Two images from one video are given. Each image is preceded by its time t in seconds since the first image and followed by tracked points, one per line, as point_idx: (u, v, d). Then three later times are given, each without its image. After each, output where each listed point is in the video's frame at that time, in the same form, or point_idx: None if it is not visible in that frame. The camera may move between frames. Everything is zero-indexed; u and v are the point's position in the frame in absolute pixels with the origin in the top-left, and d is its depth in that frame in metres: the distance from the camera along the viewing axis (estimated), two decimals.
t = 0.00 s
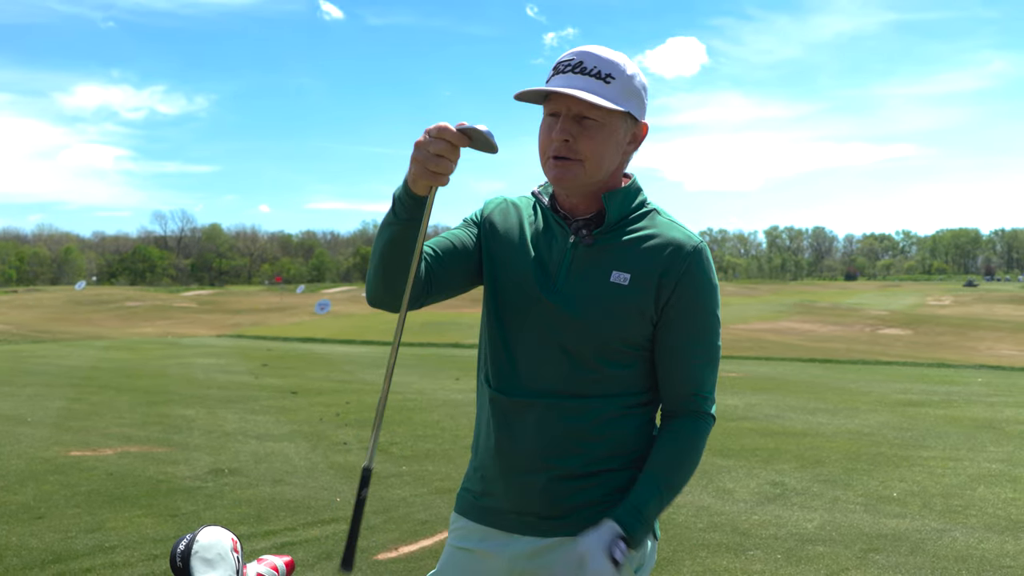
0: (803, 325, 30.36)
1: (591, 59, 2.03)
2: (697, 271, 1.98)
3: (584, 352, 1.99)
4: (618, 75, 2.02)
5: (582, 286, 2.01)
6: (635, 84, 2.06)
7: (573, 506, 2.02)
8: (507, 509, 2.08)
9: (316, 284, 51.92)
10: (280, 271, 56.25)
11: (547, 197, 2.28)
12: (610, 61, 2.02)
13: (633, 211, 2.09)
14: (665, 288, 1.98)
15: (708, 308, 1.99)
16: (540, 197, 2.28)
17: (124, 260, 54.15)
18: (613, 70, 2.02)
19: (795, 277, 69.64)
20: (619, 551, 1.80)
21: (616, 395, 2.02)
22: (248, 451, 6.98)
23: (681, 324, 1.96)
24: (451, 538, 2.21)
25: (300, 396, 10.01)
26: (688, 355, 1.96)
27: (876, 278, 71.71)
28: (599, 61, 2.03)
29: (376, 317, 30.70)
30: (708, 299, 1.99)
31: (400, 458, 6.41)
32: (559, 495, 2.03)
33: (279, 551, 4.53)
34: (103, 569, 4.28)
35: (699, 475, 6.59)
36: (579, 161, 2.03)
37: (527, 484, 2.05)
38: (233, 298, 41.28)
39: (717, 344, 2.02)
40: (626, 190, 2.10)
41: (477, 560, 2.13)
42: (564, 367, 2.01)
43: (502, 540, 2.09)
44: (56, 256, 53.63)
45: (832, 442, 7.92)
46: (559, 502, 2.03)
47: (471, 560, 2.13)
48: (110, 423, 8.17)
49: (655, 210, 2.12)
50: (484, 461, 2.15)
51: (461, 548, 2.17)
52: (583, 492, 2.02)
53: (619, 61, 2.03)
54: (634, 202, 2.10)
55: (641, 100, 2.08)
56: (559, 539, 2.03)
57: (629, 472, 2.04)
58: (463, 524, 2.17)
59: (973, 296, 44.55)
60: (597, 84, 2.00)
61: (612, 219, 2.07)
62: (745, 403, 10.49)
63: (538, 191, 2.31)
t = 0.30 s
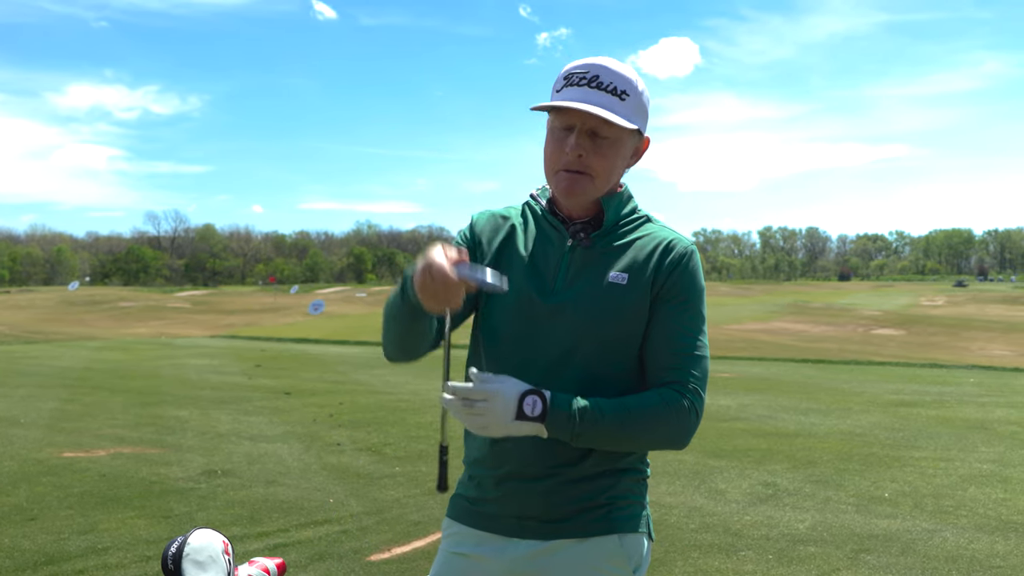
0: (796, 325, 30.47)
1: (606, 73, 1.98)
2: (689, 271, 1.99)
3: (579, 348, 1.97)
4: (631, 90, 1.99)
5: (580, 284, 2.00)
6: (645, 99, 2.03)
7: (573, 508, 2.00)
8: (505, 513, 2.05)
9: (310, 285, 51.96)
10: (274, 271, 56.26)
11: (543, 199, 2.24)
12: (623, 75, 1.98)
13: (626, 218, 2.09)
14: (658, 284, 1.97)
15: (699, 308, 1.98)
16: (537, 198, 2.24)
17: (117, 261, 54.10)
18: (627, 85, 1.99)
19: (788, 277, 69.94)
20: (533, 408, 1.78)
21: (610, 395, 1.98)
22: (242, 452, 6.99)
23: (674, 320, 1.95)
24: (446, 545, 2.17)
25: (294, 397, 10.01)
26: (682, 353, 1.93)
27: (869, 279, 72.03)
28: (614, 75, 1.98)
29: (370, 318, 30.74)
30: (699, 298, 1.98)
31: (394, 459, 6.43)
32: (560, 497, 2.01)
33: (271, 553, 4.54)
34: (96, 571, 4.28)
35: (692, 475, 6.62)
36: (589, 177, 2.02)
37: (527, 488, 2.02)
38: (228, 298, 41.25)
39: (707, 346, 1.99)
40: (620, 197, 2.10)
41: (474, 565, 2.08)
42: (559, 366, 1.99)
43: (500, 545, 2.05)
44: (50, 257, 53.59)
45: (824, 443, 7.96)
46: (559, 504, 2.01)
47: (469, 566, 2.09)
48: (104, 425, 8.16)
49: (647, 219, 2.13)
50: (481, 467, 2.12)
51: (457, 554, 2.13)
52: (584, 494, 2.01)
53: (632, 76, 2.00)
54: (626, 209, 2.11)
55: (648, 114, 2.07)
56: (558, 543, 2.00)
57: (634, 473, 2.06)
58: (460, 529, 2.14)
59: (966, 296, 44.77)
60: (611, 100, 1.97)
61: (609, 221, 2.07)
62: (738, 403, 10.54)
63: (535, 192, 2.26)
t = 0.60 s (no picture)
0: (792, 325, 30.54)
1: (600, 89, 1.96)
2: (678, 270, 1.94)
3: (570, 352, 1.94)
4: (625, 107, 1.97)
5: (569, 287, 1.96)
6: (638, 111, 2.02)
7: (569, 506, 2.00)
8: (503, 509, 2.06)
9: (306, 284, 51.91)
10: (270, 271, 56.20)
11: (532, 203, 2.20)
12: (617, 91, 1.97)
13: (616, 216, 2.05)
14: (647, 285, 1.93)
15: (690, 307, 1.94)
16: (525, 202, 2.20)
17: (112, 261, 54.00)
18: (620, 100, 1.97)
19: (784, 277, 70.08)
20: (522, 436, 1.80)
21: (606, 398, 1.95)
22: (238, 452, 6.98)
23: (664, 322, 1.91)
24: (448, 541, 2.19)
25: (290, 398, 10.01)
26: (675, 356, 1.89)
27: (865, 278, 72.22)
28: (607, 91, 1.96)
29: (366, 318, 30.75)
30: (691, 297, 1.94)
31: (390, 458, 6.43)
32: (555, 494, 2.01)
33: (268, 552, 4.54)
34: (92, 571, 4.28)
35: (688, 475, 6.63)
36: (583, 193, 2.00)
37: (524, 485, 2.03)
38: (224, 298, 41.15)
39: (703, 345, 1.95)
40: (610, 198, 2.06)
41: (474, 560, 2.10)
42: (552, 370, 1.97)
43: (497, 540, 2.06)
44: (45, 257, 53.51)
45: (820, 442, 7.98)
46: (554, 502, 2.00)
47: (468, 561, 2.11)
48: (100, 425, 8.16)
49: (639, 215, 2.08)
50: (481, 464, 2.13)
51: (457, 549, 2.15)
52: (579, 492, 2.00)
53: (625, 92, 1.98)
54: (616, 207, 2.06)
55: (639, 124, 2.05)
56: (553, 539, 1.99)
57: (631, 473, 2.05)
58: (460, 525, 2.15)
59: (961, 296, 45.12)
60: (605, 117, 1.95)
61: (599, 223, 2.02)
62: (734, 403, 10.56)
63: (522, 196, 2.23)
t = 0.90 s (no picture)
0: (787, 325, 30.60)
1: (567, 112, 1.91)
2: (660, 274, 1.88)
3: (552, 361, 1.94)
4: (595, 126, 1.92)
5: (550, 296, 1.94)
6: (611, 125, 1.96)
7: (559, 502, 1.99)
8: (495, 506, 2.06)
9: (301, 284, 51.84)
10: (265, 270, 56.09)
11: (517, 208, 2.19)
12: (586, 110, 1.91)
13: (597, 220, 2.00)
14: (626, 293, 1.89)
15: (675, 310, 1.88)
16: (509, 209, 2.18)
17: (107, 261, 53.84)
18: (590, 119, 1.92)
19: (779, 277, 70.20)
20: (506, 453, 1.85)
21: (593, 402, 1.94)
22: (233, 452, 6.97)
23: (645, 329, 1.86)
24: (444, 535, 2.20)
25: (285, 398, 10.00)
26: (658, 362, 1.85)
27: (859, 278, 72.40)
28: (575, 113, 1.91)
29: (361, 317, 30.72)
30: (675, 300, 1.88)
31: (384, 459, 6.43)
32: (546, 491, 2.00)
33: (262, 553, 4.54)
34: (86, 571, 4.27)
35: (682, 475, 6.63)
36: (557, 215, 1.95)
37: (514, 483, 2.03)
38: (219, 298, 41.04)
39: (691, 346, 1.88)
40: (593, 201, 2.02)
41: (468, 556, 2.11)
42: (537, 378, 1.97)
43: (489, 537, 2.07)
44: (39, 257, 53.37)
45: (814, 442, 8.00)
46: (545, 499, 2.00)
47: (462, 556, 2.12)
48: (94, 425, 8.14)
49: (625, 215, 2.02)
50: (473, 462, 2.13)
51: (453, 544, 2.16)
52: (567, 491, 2.00)
53: (595, 113, 1.92)
54: (599, 209, 2.02)
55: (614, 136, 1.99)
56: (543, 536, 2.00)
57: (621, 473, 2.03)
58: (454, 520, 2.16)
59: (955, 296, 45.26)
60: (574, 141, 1.91)
61: (581, 231, 1.98)
62: (728, 403, 10.58)
63: (507, 202, 2.21)
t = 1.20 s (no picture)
0: (783, 324, 30.64)
1: (546, 98, 1.92)
2: (645, 269, 1.88)
3: (538, 359, 1.94)
4: (574, 112, 1.92)
5: (536, 295, 1.94)
6: (591, 112, 1.97)
7: (548, 500, 2.00)
8: (487, 503, 2.06)
9: (297, 284, 51.73)
10: (260, 270, 55.97)
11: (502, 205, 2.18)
12: (564, 96, 1.92)
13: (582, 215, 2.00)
14: (611, 289, 1.89)
15: (661, 304, 1.88)
16: (493, 206, 2.17)
17: (102, 260, 53.67)
18: (569, 104, 1.92)
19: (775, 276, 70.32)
20: (495, 452, 1.88)
21: (580, 399, 1.95)
22: (227, 451, 6.96)
23: (630, 325, 1.86)
24: (436, 532, 2.19)
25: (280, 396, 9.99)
26: (644, 357, 1.85)
27: (855, 277, 72.51)
28: (553, 99, 1.92)
29: (357, 317, 30.69)
30: (661, 296, 1.88)
31: (379, 458, 6.42)
32: (537, 488, 2.00)
33: (256, 551, 4.53)
34: (80, 570, 4.26)
35: (677, 474, 6.64)
36: (540, 203, 1.94)
37: (505, 481, 2.03)
38: (214, 297, 40.93)
39: (679, 340, 1.88)
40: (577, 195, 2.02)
41: (460, 553, 2.11)
42: (523, 377, 1.97)
43: (481, 534, 2.07)
44: (34, 256, 53.21)
45: (809, 441, 8.01)
46: (537, 495, 2.00)
47: (454, 554, 2.12)
48: (88, 424, 8.11)
49: (610, 209, 2.02)
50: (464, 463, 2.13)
51: (445, 540, 2.16)
52: (558, 487, 2.00)
53: (573, 100, 1.93)
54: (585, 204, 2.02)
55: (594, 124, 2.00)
56: (534, 533, 2.00)
57: (611, 468, 2.03)
58: (447, 517, 2.16)
59: (951, 295, 45.36)
60: (554, 126, 1.91)
61: (563, 228, 1.97)
62: (724, 402, 10.58)
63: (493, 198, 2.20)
